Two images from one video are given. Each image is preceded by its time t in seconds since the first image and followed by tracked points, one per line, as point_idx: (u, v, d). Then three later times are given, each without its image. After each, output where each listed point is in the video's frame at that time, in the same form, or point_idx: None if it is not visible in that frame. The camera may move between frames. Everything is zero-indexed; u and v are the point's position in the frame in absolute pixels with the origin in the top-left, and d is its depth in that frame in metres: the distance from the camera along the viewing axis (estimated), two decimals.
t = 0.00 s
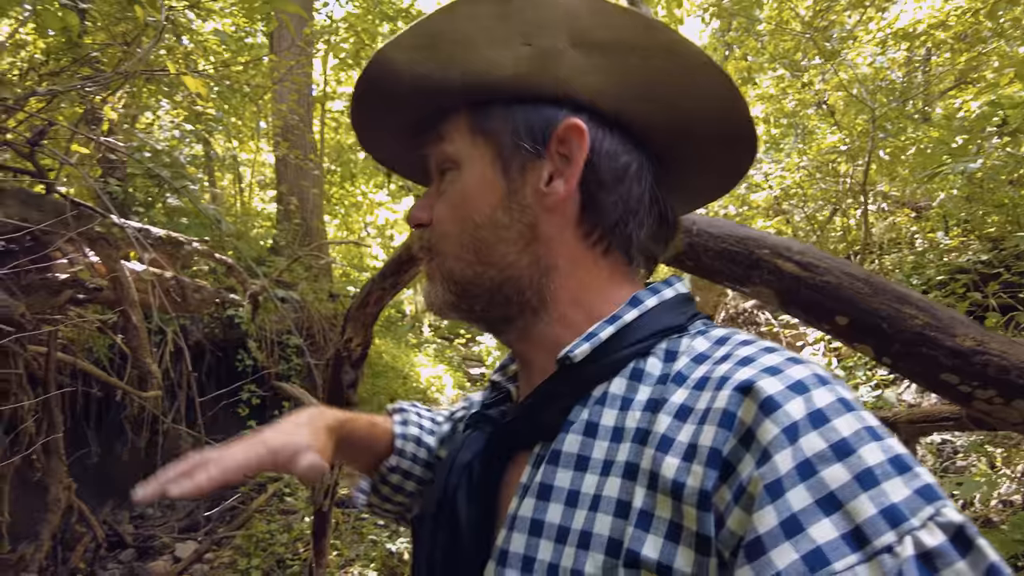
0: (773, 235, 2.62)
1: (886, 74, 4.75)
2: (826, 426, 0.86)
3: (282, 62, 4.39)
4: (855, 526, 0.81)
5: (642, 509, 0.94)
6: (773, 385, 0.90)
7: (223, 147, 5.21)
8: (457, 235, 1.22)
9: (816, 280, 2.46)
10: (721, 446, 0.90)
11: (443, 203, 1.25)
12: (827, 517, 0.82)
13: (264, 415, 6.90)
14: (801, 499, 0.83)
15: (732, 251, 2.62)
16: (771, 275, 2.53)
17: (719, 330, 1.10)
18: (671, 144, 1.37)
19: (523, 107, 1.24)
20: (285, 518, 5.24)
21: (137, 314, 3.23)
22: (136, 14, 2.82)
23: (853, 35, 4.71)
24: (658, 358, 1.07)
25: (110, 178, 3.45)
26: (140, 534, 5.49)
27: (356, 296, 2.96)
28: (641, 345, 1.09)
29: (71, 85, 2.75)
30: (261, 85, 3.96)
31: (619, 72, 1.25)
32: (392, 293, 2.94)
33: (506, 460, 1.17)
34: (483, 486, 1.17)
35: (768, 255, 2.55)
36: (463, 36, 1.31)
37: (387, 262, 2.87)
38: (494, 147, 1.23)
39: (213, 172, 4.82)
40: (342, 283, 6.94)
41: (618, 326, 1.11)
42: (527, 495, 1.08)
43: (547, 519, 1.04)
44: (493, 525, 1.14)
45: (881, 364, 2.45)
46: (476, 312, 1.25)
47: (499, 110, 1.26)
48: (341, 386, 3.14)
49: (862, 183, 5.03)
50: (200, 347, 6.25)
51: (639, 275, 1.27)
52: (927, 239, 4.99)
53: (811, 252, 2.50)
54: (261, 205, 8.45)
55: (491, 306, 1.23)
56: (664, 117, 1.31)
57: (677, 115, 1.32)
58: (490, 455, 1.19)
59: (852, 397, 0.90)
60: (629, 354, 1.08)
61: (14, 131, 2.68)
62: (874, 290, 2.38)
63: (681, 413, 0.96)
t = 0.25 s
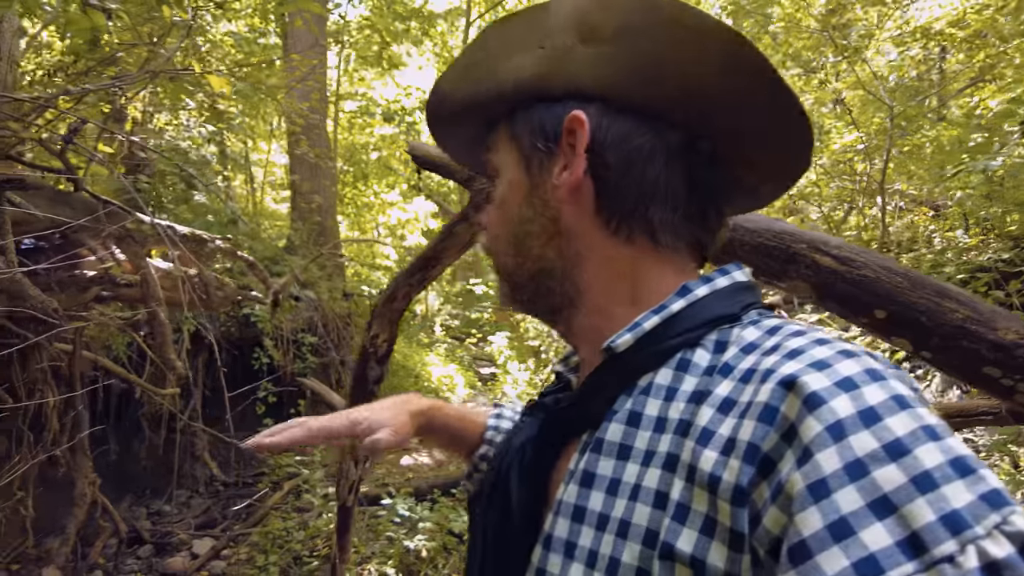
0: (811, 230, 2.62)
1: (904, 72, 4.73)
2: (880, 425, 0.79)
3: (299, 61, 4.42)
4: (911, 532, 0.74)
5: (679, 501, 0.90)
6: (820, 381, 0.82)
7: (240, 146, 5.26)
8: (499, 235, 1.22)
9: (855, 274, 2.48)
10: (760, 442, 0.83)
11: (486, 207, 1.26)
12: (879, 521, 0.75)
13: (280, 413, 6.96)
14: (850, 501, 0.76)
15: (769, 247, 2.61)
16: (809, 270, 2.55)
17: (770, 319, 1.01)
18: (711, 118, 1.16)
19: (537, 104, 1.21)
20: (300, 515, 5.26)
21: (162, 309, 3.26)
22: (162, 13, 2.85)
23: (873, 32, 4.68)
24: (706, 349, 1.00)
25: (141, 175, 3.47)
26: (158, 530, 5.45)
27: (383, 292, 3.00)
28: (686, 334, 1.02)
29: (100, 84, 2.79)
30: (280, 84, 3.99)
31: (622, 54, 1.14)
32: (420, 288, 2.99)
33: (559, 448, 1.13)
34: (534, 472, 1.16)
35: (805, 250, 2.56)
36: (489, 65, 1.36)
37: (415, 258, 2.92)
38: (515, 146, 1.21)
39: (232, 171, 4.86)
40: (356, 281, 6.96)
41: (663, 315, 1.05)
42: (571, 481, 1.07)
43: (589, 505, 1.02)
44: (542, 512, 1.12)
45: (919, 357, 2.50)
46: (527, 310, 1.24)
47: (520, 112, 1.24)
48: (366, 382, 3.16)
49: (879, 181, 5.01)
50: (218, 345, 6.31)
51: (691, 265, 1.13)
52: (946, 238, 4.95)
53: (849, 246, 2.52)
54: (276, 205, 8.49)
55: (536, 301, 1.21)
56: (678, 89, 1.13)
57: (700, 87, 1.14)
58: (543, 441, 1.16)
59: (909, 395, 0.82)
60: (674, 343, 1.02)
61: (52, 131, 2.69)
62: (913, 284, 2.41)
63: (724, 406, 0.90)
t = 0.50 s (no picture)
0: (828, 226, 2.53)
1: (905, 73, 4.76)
2: (916, 436, 0.74)
3: (304, 60, 4.43)
4: (949, 551, 0.69)
5: (703, 504, 0.90)
6: (852, 389, 0.79)
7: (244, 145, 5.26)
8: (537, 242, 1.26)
9: (877, 271, 2.41)
10: (785, 450, 0.82)
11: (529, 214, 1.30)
12: (915, 538, 0.71)
13: (282, 413, 6.94)
14: (883, 516, 0.72)
15: (789, 243, 2.50)
16: (830, 267, 2.45)
17: (811, 318, 0.97)
18: (705, 108, 1.08)
19: (549, 120, 1.22)
20: (304, 514, 5.27)
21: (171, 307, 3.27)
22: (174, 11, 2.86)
23: (875, 33, 4.70)
24: (741, 349, 0.98)
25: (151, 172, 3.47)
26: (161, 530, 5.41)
27: (396, 290, 3.01)
28: (720, 333, 1.00)
29: (112, 81, 2.79)
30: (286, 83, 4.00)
31: (604, 61, 1.12)
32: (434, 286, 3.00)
33: (595, 442, 1.15)
34: (571, 464, 1.18)
35: (826, 246, 2.46)
36: (509, 81, 1.39)
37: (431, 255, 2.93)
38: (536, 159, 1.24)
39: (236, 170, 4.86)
40: (357, 281, 6.97)
41: (695, 314, 1.03)
42: (601, 477, 1.08)
43: (618, 502, 1.03)
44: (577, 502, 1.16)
45: (940, 354, 2.45)
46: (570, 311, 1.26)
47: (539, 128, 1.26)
48: (378, 380, 3.17)
49: (881, 182, 5.04)
50: (221, 344, 6.31)
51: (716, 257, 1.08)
52: (948, 238, 4.98)
53: (869, 243, 2.44)
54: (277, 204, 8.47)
55: (575, 301, 1.23)
56: (667, 84, 1.07)
57: (684, 78, 1.08)
58: (579, 434, 1.19)
59: (950, 404, 0.77)
60: (708, 342, 1.00)
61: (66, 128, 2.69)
62: (935, 280, 2.36)
63: (754, 409, 0.88)
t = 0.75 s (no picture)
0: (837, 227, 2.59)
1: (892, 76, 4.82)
2: (930, 434, 0.75)
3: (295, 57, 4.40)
4: (963, 550, 0.69)
5: (713, 499, 0.91)
6: (864, 386, 0.80)
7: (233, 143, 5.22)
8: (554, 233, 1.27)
9: (881, 268, 2.43)
10: (796, 446, 0.82)
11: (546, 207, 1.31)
12: (929, 536, 0.71)
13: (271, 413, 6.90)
14: (896, 514, 0.72)
15: (796, 242, 2.56)
16: (835, 265, 2.50)
17: (826, 314, 0.98)
18: (724, 100, 1.09)
19: (567, 112, 1.23)
20: (294, 515, 5.23)
21: (165, 304, 3.24)
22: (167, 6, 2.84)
23: (863, 35, 4.75)
24: (754, 344, 0.98)
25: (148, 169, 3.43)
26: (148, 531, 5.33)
27: (396, 287, 3.01)
28: (734, 328, 1.01)
29: (107, 76, 2.76)
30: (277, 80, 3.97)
31: (625, 51, 1.12)
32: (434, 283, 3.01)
33: (609, 436, 1.16)
34: (585, 456, 1.19)
35: (831, 244, 2.51)
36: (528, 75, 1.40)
37: (432, 252, 2.95)
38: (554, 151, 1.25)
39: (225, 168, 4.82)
40: (346, 280, 6.94)
41: (709, 308, 1.04)
42: (612, 470, 1.09)
43: (628, 496, 1.04)
44: (591, 493, 1.17)
45: (945, 352, 2.42)
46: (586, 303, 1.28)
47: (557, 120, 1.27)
48: (375, 379, 3.17)
49: (870, 183, 5.10)
50: (211, 343, 6.26)
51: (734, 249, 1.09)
52: (935, 239, 5.04)
53: (875, 242, 2.48)
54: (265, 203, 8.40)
55: (591, 293, 1.24)
56: (683, 74, 1.07)
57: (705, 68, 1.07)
58: (593, 428, 1.19)
59: (966, 402, 0.77)
60: (721, 337, 1.01)
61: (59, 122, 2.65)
62: (936, 277, 2.37)
63: (765, 405, 0.89)
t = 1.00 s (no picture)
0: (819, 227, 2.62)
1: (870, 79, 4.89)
2: (913, 434, 0.75)
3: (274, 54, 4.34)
4: (942, 549, 0.69)
5: (698, 498, 0.91)
6: (850, 386, 0.81)
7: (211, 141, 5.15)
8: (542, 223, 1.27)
9: (863, 268, 2.46)
10: (782, 445, 0.83)
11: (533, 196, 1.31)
12: (910, 536, 0.71)
13: (251, 413, 6.83)
14: (878, 513, 0.73)
15: (780, 242, 2.59)
16: (818, 265, 2.53)
17: (812, 315, 0.99)
18: (729, 98, 1.10)
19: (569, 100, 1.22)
20: (274, 517, 5.17)
21: (142, 304, 3.19)
22: None
23: (841, 39, 4.82)
24: (740, 344, 0.99)
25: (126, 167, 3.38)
26: (124, 535, 5.26)
27: (380, 287, 2.99)
28: (721, 327, 1.01)
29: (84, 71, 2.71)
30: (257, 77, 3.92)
31: (636, 40, 1.11)
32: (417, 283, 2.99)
33: (592, 433, 1.16)
34: (567, 453, 1.19)
35: (814, 244, 2.55)
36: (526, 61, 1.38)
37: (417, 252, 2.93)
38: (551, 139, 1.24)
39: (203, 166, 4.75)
40: (327, 280, 6.88)
41: (696, 308, 1.04)
42: (595, 468, 1.09)
43: (613, 494, 1.05)
44: (574, 490, 1.17)
45: (923, 350, 2.45)
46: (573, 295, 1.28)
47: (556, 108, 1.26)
48: (358, 378, 3.15)
49: (847, 185, 5.18)
50: (189, 343, 6.18)
51: (726, 248, 1.10)
52: (911, 240, 5.13)
53: (857, 242, 2.52)
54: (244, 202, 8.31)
55: (578, 285, 1.24)
56: (694, 71, 1.08)
57: (716, 64, 1.08)
58: (576, 426, 1.19)
59: (948, 404, 0.78)
60: (709, 336, 1.02)
61: (35, 117, 2.60)
62: (917, 276, 2.41)
63: (751, 405, 0.90)
